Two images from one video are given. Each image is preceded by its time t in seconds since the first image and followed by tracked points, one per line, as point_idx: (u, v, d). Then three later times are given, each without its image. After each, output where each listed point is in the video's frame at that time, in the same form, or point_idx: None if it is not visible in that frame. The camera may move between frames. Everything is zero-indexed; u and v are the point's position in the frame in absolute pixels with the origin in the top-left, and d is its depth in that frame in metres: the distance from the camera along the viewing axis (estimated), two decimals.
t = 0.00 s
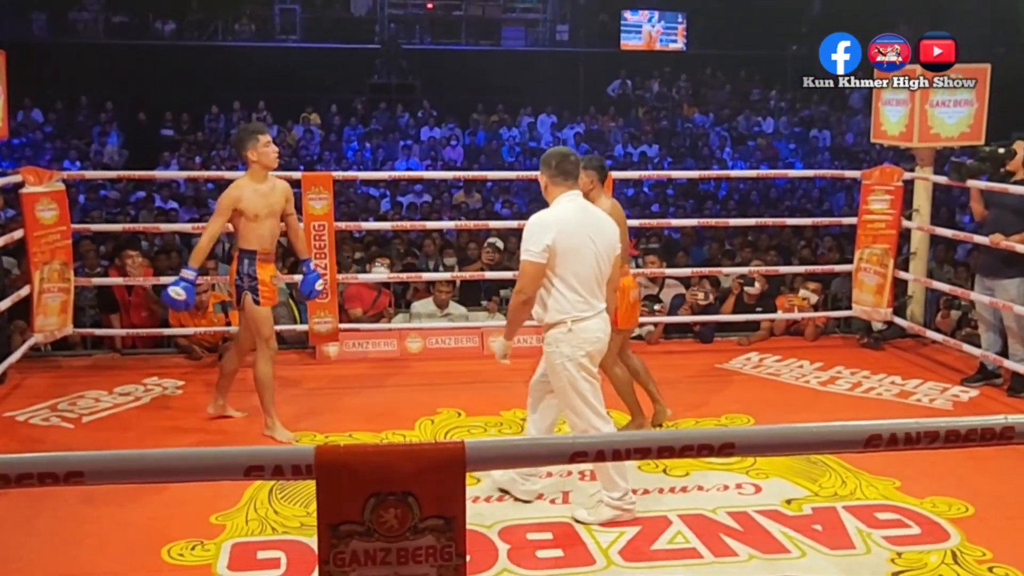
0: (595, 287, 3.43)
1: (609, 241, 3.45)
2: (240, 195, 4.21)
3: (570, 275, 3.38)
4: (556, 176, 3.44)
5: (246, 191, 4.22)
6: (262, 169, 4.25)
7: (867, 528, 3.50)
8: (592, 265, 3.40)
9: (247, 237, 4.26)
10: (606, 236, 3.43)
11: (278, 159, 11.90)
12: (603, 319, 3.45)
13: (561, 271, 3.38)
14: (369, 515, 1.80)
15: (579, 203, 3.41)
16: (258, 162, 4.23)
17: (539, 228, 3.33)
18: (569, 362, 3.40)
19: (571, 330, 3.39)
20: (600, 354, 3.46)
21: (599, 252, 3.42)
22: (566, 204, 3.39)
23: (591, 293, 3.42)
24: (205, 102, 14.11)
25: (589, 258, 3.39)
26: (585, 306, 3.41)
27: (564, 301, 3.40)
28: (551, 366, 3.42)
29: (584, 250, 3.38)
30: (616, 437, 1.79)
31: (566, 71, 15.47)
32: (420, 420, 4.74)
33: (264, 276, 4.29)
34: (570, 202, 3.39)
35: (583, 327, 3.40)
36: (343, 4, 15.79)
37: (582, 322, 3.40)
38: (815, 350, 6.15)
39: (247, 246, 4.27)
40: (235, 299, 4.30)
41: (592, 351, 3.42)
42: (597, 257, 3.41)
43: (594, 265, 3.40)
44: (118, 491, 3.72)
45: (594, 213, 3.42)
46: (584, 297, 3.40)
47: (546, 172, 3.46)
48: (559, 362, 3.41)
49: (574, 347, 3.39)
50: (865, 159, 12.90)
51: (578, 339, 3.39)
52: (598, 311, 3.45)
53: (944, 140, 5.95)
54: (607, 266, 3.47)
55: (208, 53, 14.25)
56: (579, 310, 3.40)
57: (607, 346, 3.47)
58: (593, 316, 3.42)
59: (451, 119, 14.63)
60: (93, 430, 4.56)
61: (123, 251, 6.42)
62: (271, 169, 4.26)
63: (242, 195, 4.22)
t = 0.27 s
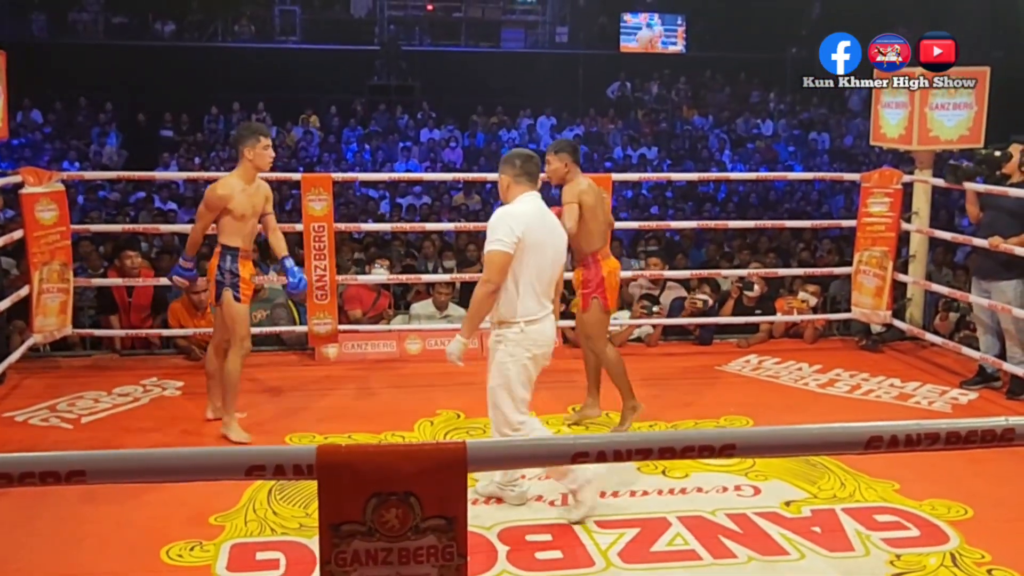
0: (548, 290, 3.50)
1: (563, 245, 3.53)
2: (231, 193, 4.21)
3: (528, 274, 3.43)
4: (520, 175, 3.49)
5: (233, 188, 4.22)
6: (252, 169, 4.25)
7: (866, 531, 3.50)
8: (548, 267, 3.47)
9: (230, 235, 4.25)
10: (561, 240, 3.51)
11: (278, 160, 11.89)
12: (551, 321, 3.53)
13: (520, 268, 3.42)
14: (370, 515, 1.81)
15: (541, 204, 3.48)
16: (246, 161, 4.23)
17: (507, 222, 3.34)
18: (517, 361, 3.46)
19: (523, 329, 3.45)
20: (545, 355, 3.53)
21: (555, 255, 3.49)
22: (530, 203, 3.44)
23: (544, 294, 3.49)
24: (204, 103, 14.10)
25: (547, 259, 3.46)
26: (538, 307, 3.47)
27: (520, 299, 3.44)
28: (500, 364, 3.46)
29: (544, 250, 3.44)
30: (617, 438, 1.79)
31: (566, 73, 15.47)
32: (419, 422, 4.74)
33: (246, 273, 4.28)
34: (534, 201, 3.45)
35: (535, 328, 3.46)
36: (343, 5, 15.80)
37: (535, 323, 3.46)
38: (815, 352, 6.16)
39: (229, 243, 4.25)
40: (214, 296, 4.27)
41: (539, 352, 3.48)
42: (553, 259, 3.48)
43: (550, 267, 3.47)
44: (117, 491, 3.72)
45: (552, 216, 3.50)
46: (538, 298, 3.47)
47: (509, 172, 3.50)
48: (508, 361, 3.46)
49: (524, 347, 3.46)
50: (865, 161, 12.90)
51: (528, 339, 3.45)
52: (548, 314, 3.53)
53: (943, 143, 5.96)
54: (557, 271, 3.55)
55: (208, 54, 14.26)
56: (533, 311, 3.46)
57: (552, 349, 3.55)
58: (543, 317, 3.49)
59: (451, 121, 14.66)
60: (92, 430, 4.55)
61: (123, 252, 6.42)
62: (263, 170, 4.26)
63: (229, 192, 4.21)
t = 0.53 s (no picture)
0: (509, 286, 3.48)
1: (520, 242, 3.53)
2: (217, 194, 4.18)
3: (491, 269, 3.40)
4: (476, 172, 3.47)
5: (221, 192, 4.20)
6: (239, 174, 4.24)
7: (868, 533, 3.49)
8: (509, 263, 3.45)
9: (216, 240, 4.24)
10: (518, 237, 3.50)
11: (280, 161, 11.89)
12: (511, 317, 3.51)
13: (483, 264, 3.39)
14: (374, 515, 1.80)
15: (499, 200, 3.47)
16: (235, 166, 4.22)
17: (471, 217, 3.32)
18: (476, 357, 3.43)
19: (485, 325, 3.41)
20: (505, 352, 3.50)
21: (514, 251, 3.48)
22: (490, 199, 3.42)
23: (505, 290, 3.46)
24: (205, 104, 14.11)
25: (508, 254, 3.44)
26: (499, 302, 3.44)
27: (482, 294, 3.40)
28: (461, 360, 3.41)
29: (505, 245, 3.42)
30: (622, 438, 1.78)
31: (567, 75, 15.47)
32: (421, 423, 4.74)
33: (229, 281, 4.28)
34: (493, 197, 3.44)
35: (497, 323, 3.43)
36: (344, 7, 15.81)
37: (496, 318, 3.43)
38: (817, 354, 6.15)
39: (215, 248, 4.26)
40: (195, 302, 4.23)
41: (500, 348, 3.45)
42: (513, 255, 3.47)
43: (511, 263, 3.46)
44: (119, 492, 3.72)
45: (511, 211, 3.49)
46: (500, 294, 3.44)
47: (463, 170, 3.49)
48: (469, 358, 3.42)
49: (488, 342, 3.42)
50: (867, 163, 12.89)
51: (491, 334, 3.42)
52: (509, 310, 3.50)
53: (945, 145, 5.97)
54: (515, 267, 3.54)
55: (210, 55, 14.27)
56: (495, 305, 3.43)
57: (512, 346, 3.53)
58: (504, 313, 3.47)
59: (452, 122, 14.67)
60: (93, 431, 4.55)
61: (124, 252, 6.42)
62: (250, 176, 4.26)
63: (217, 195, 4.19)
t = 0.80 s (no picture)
0: (452, 297, 3.38)
1: (464, 251, 3.41)
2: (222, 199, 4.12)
3: (432, 284, 3.30)
4: (416, 182, 3.34)
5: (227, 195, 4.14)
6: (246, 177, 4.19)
7: (871, 537, 3.48)
8: (452, 275, 3.35)
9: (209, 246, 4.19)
10: (461, 246, 3.39)
11: (283, 164, 11.91)
12: (455, 329, 3.42)
13: (422, 279, 3.29)
14: (378, 518, 1.80)
15: (440, 211, 3.34)
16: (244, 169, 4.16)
17: (409, 233, 3.20)
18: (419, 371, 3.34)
19: (426, 339, 3.33)
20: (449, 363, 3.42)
21: (457, 261, 3.37)
22: (430, 211, 3.30)
23: (448, 302, 3.36)
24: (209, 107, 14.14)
25: (450, 267, 3.33)
26: (441, 315, 3.35)
27: (422, 309, 3.31)
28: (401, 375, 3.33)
29: (446, 258, 3.31)
30: (626, 442, 1.78)
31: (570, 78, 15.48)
32: (423, 425, 4.73)
33: (222, 285, 4.23)
34: (433, 208, 3.31)
35: (438, 337, 3.34)
36: (348, 10, 15.85)
37: (438, 331, 3.34)
38: (820, 357, 6.14)
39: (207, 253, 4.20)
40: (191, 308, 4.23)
41: (443, 360, 3.37)
42: (455, 266, 3.36)
43: (453, 275, 3.35)
44: (121, 494, 3.71)
45: (452, 222, 3.37)
46: (442, 307, 3.34)
47: (401, 179, 3.35)
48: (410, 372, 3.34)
49: (426, 355, 3.34)
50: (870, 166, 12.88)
51: (431, 348, 3.34)
52: (453, 321, 3.41)
53: (948, 148, 5.96)
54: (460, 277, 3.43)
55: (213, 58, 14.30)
56: (436, 319, 3.34)
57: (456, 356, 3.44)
58: (446, 325, 3.37)
59: (455, 125, 14.70)
60: (96, 433, 4.55)
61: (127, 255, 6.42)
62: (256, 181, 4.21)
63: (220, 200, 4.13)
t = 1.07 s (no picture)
0: (411, 293, 3.21)
1: (426, 244, 3.24)
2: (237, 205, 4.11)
3: (384, 279, 3.15)
4: (368, 175, 3.23)
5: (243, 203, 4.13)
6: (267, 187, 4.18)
7: (877, 541, 3.47)
8: (409, 269, 3.18)
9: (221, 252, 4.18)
10: (422, 239, 3.22)
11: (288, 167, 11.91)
12: (418, 325, 3.24)
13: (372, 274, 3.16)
14: (386, 521, 1.81)
15: (394, 204, 3.21)
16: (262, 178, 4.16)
17: (349, 227, 3.10)
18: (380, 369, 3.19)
19: (382, 336, 3.18)
20: (414, 362, 3.25)
21: (416, 255, 3.20)
22: (379, 205, 3.18)
23: (406, 298, 3.20)
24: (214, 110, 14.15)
25: (404, 261, 3.16)
26: (399, 310, 3.19)
27: (374, 304, 3.17)
28: (359, 373, 3.20)
29: (399, 252, 3.15)
30: (635, 446, 1.78)
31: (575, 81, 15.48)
32: (428, 428, 4.73)
33: (237, 293, 4.21)
34: (382, 201, 3.19)
35: (396, 333, 3.18)
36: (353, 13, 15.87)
37: (396, 327, 3.18)
38: (825, 361, 6.14)
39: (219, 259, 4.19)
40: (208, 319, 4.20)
41: (405, 358, 3.20)
42: (413, 260, 3.19)
43: (410, 269, 3.18)
44: (126, 497, 3.71)
45: (410, 214, 3.21)
46: (399, 302, 3.18)
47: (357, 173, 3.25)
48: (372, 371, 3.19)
49: (386, 353, 3.18)
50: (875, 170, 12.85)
51: (388, 345, 3.18)
52: (415, 317, 3.24)
53: (954, 152, 5.94)
54: (424, 271, 3.26)
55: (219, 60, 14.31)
56: (393, 314, 3.18)
57: (423, 354, 3.27)
58: (406, 321, 3.21)
59: (460, 128, 14.72)
60: (101, 435, 4.56)
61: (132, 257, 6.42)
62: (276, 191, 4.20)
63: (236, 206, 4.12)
